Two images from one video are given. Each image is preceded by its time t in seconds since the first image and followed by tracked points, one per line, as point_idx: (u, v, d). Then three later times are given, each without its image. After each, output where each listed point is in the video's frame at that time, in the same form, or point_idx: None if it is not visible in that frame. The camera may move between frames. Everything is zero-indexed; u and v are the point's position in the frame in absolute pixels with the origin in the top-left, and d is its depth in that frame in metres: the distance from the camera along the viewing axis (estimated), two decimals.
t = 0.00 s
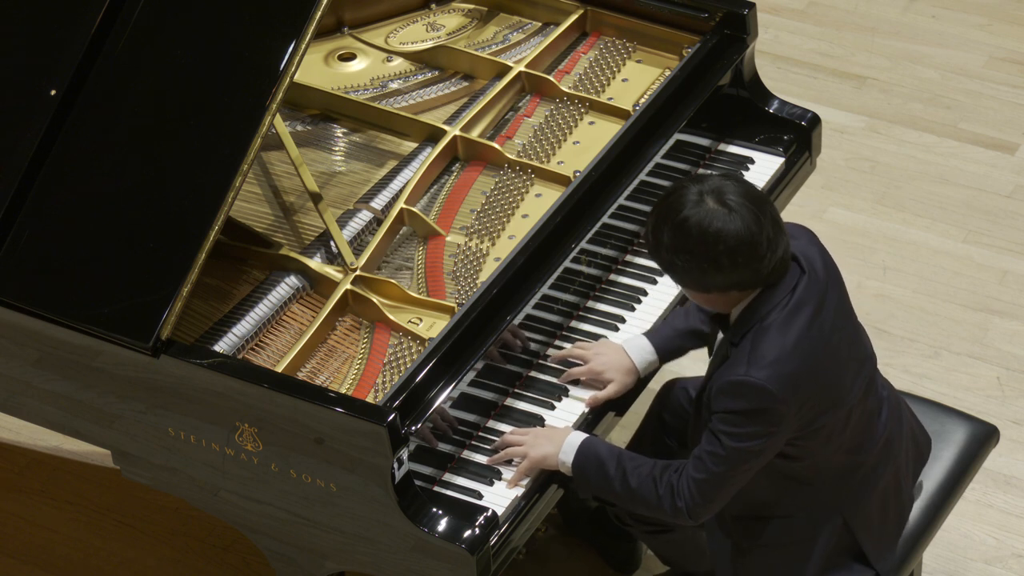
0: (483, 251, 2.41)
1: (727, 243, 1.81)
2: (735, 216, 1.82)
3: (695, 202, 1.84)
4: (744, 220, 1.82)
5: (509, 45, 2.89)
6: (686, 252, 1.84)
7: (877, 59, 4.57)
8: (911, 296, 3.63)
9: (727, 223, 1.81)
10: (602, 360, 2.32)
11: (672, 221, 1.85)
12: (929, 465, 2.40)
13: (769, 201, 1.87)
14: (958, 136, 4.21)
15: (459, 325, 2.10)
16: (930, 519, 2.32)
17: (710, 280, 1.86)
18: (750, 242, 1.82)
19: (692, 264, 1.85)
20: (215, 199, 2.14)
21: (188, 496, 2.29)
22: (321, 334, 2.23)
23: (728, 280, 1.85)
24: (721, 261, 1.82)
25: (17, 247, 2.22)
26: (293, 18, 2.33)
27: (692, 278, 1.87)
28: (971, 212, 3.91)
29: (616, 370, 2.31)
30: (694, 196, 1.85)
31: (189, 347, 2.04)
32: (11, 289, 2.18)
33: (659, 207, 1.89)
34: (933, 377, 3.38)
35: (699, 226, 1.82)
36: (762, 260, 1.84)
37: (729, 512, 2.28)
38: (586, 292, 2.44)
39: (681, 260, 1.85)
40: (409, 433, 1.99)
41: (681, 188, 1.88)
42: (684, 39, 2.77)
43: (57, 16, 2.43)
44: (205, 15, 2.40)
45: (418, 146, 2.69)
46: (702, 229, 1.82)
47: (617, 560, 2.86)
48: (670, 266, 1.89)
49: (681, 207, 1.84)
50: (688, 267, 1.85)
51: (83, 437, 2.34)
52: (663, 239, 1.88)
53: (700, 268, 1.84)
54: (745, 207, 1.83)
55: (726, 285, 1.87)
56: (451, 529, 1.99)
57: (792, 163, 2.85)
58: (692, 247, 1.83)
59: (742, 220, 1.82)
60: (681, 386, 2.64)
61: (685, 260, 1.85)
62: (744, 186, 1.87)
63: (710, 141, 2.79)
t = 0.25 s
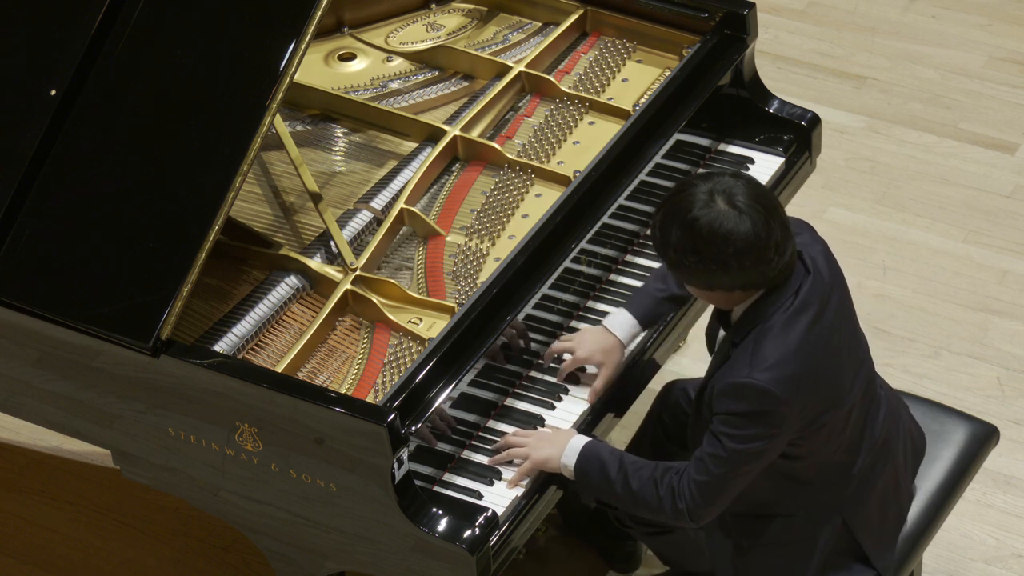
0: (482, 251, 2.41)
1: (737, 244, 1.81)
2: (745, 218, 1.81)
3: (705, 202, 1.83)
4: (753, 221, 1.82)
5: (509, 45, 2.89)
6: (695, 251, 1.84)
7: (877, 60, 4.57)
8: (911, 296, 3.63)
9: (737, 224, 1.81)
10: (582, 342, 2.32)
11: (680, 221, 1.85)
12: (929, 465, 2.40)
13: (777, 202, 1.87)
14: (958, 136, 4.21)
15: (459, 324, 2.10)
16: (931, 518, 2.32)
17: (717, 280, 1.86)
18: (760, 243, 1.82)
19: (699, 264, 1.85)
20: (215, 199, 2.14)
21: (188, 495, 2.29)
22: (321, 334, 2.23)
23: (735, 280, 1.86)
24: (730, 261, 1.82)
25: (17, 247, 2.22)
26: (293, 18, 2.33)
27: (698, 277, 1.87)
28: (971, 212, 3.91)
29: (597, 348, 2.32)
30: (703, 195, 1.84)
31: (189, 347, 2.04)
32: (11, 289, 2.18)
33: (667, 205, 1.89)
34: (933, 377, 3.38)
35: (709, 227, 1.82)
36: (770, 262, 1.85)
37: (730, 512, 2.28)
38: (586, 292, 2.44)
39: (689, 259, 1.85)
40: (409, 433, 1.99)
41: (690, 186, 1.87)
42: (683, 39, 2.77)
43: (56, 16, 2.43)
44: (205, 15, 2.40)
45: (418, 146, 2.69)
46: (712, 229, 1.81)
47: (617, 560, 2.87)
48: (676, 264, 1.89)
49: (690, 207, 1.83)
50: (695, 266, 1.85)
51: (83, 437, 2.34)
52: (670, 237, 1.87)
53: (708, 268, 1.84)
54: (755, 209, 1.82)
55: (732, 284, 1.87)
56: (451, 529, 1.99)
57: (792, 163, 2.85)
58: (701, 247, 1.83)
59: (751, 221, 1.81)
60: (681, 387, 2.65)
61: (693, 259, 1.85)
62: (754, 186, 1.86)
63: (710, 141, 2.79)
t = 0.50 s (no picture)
0: (482, 251, 2.41)
1: (747, 247, 1.81)
2: (755, 221, 1.81)
3: (715, 205, 1.82)
4: (764, 224, 1.81)
5: (509, 45, 2.89)
6: (704, 252, 1.84)
7: (877, 60, 4.57)
8: (911, 296, 3.63)
9: (747, 228, 1.80)
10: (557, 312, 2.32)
11: (690, 222, 1.84)
12: (929, 465, 2.40)
13: (788, 204, 1.86)
14: (958, 136, 4.21)
15: (459, 325, 2.10)
16: (931, 518, 2.32)
17: (726, 280, 1.86)
18: (770, 246, 1.82)
19: (709, 265, 1.84)
20: (215, 200, 2.14)
21: (188, 495, 2.29)
22: (321, 334, 2.23)
23: (743, 281, 1.86)
24: (739, 263, 1.82)
25: (17, 247, 2.22)
26: (293, 18, 2.33)
27: (707, 277, 1.87)
28: (971, 212, 3.91)
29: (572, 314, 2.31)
30: (714, 197, 1.83)
31: (189, 347, 2.04)
32: (11, 289, 2.18)
33: (677, 205, 1.88)
34: (933, 377, 3.38)
35: (719, 230, 1.81)
36: (779, 264, 1.84)
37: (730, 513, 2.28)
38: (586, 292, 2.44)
39: (698, 260, 1.85)
40: (409, 433, 1.99)
41: (701, 187, 1.86)
42: (684, 39, 2.77)
43: (56, 16, 2.43)
44: (205, 15, 2.40)
45: (418, 146, 2.69)
46: (722, 232, 1.81)
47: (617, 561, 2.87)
48: (684, 263, 1.88)
49: (701, 209, 1.82)
50: (704, 267, 1.85)
51: (83, 437, 2.34)
52: (680, 238, 1.87)
53: (716, 269, 1.84)
54: (766, 212, 1.81)
55: (741, 285, 1.87)
56: (451, 529, 1.99)
57: (791, 163, 2.85)
58: (711, 249, 1.82)
59: (762, 225, 1.81)
60: (680, 388, 2.64)
61: (702, 260, 1.85)
62: (765, 189, 1.85)
63: (710, 141, 2.79)
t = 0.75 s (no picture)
0: (482, 251, 2.41)
1: (765, 249, 1.80)
2: (774, 224, 1.80)
3: (734, 206, 1.82)
4: (783, 227, 1.80)
5: (509, 45, 2.89)
6: (721, 255, 1.83)
7: (877, 60, 4.57)
8: (911, 296, 3.63)
9: (766, 230, 1.80)
10: (580, 332, 2.33)
11: (708, 223, 1.83)
12: (929, 465, 2.40)
13: (807, 209, 1.86)
14: (958, 136, 4.21)
15: (458, 325, 2.10)
16: (931, 517, 2.32)
17: (742, 283, 1.85)
18: (788, 250, 1.81)
19: (726, 267, 1.83)
20: (215, 200, 2.14)
21: (188, 495, 2.29)
22: (321, 334, 2.23)
23: (761, 284, 1.84)
24: (756, 266, 1.81)
25: (17, 247, 2.22)
26: (293, 18, 2.33)
27: (723, 279, 1.86)
28: (971, 212, 3.91)
29: (594, 341, 2.32)
30: (733, 198, 1.82)
31: (189, 347, 2.04)
32: (11, 289, 2.18)
33: (694, 207, 1.87)
34: (933, 377, 3.38)
35: (738, 231, 1.80)
36: (797, 269, 1.83)
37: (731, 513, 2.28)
38: (586, 292, 2.44)
39: (714, 262, 1.84)
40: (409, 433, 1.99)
41: (719, 188, 1.85)
42: (684, 39, 2.77)
43: (56, 16, 2.43)
44: (205, 15, 2.40)
45: (418, 146, 2.69)
46: (741, 234, 1.80)
47: (617, 561, 2.87)
48: (700, 265, 1.87)
49: (719, 210, 1.81)
50: (721, 269, 1.84)
51: (83, 437, 2.34)
52: (696, 239, 1.86)
53: (733, 271, 1.83)
54: (785, 215, 1.81)
55: (757, 289, 1.86)
56: (451, 529, 1.99)
57: (791, 163, 2.85)
58: (728, 251, 1.81)
59: (781, 228, 1.80)
60: (681, 390, 2.64)
61: (719, 262, 1.83)
62: (784, 192, 1.85)
63: (710, 141, 2.79)
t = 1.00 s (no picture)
0: (482, 251, 2.41)
1: (791, 247, 1.79)
2: (802, 223, 1.79)
3: (762, 202, 1.81)
4: (810, 226, 1.79)
5: (509, 45, 2.89)
6: (746, 250, 1.82)
7: (876, 59, 4.57)
8: (911, 296, 3.63)
9: (792, 229, 1.79)
10: (581, 346, 2.31)
11: (734, 218, 1.83)
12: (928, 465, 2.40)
13: (835, 210, 1.84)
14: (958, 136, 4.21)
15: (458, 325, 2.10)
16: (931, 518, 2.32)
17: (766, 280, 1.84)
18: (814, 250, 1.80)
19: (749, 262, 1.83)
20: (215, 200, 2.14)
21: (188, 495, 2.29)
22: (321, 334, 2.23)
23: (784, 282, 1.84)
24: (779, 263, 1.80)
25: (17, 247, 2.22)
26: (293, 18, 2.33)
27: (746, 274, 1.85)
28: (971, 212, 3.91)
29: (593, 357, 2.30)
30: (761, 194, 1.81)
31: (189, 347, 2.04)
32: (11, 289, 2.18)
33: (721, 200, 1.86)
34: (933, 377, 3.38)
35: (765, 228, 1.79)
36: (822, 270, 1.83)
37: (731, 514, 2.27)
38: (586, 292, 2.44)
39: (739, 256, 1.83)
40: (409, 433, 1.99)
41: (747, 183, 1.84)
42: (684, 39, 2.77)
43: (55, 16, 2.43)
44: (205, 15, 2.40)
45: (418, 147, 2.69)
46: (768, 230, 1.79)
47: (617, 562, 2.87)
48: (724, 258, 1.87)
49: (746, 204, 1.81)
50: (745, 264, 1.84)
51: (83, 437, 2.34)
52: (721, 233, 1.85)
53: (755, 267, 1.83)
54: (813, 215, 1.80)
55: (780, 286, 1.85)
56: (451, 529, 1.99)
57: (791, 163, 2.85)
58: (754, 246, 1.81)
59: (808, 227, 1.79)
60: (682, 389, 2.62)
61: (744, 257, 1.83)
62: (814, 192, 1.83)
63: (710, 141, 2.78)
